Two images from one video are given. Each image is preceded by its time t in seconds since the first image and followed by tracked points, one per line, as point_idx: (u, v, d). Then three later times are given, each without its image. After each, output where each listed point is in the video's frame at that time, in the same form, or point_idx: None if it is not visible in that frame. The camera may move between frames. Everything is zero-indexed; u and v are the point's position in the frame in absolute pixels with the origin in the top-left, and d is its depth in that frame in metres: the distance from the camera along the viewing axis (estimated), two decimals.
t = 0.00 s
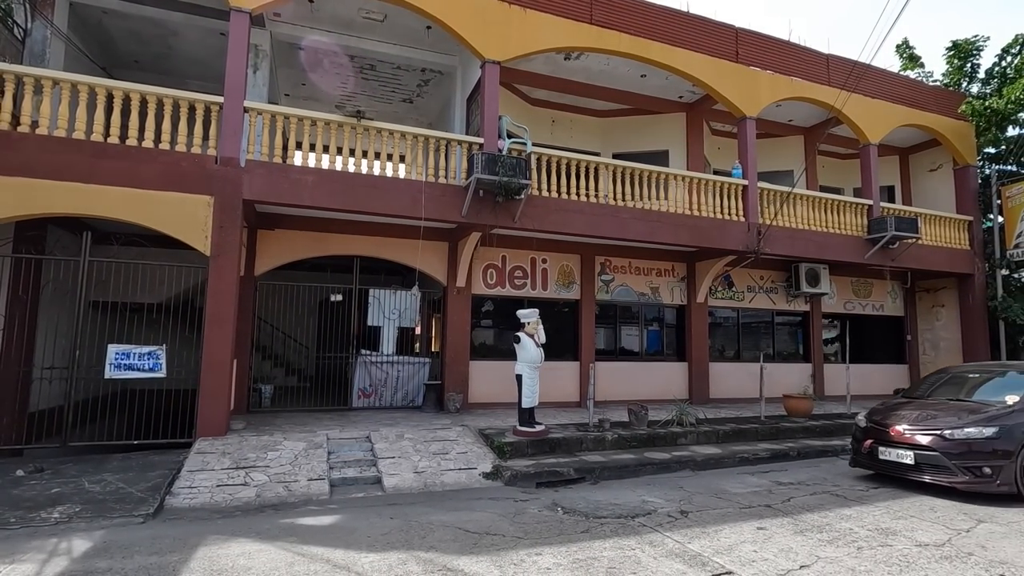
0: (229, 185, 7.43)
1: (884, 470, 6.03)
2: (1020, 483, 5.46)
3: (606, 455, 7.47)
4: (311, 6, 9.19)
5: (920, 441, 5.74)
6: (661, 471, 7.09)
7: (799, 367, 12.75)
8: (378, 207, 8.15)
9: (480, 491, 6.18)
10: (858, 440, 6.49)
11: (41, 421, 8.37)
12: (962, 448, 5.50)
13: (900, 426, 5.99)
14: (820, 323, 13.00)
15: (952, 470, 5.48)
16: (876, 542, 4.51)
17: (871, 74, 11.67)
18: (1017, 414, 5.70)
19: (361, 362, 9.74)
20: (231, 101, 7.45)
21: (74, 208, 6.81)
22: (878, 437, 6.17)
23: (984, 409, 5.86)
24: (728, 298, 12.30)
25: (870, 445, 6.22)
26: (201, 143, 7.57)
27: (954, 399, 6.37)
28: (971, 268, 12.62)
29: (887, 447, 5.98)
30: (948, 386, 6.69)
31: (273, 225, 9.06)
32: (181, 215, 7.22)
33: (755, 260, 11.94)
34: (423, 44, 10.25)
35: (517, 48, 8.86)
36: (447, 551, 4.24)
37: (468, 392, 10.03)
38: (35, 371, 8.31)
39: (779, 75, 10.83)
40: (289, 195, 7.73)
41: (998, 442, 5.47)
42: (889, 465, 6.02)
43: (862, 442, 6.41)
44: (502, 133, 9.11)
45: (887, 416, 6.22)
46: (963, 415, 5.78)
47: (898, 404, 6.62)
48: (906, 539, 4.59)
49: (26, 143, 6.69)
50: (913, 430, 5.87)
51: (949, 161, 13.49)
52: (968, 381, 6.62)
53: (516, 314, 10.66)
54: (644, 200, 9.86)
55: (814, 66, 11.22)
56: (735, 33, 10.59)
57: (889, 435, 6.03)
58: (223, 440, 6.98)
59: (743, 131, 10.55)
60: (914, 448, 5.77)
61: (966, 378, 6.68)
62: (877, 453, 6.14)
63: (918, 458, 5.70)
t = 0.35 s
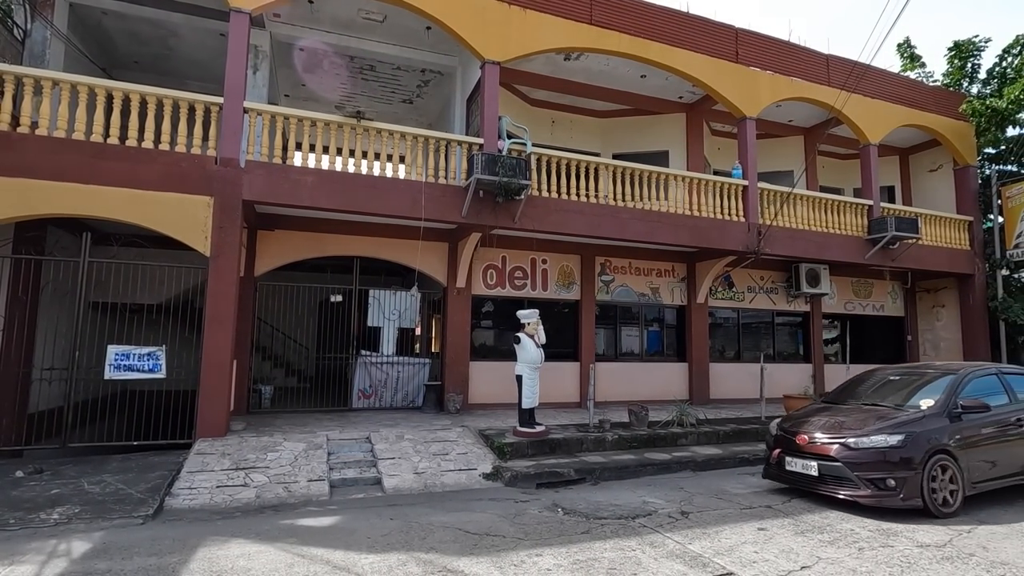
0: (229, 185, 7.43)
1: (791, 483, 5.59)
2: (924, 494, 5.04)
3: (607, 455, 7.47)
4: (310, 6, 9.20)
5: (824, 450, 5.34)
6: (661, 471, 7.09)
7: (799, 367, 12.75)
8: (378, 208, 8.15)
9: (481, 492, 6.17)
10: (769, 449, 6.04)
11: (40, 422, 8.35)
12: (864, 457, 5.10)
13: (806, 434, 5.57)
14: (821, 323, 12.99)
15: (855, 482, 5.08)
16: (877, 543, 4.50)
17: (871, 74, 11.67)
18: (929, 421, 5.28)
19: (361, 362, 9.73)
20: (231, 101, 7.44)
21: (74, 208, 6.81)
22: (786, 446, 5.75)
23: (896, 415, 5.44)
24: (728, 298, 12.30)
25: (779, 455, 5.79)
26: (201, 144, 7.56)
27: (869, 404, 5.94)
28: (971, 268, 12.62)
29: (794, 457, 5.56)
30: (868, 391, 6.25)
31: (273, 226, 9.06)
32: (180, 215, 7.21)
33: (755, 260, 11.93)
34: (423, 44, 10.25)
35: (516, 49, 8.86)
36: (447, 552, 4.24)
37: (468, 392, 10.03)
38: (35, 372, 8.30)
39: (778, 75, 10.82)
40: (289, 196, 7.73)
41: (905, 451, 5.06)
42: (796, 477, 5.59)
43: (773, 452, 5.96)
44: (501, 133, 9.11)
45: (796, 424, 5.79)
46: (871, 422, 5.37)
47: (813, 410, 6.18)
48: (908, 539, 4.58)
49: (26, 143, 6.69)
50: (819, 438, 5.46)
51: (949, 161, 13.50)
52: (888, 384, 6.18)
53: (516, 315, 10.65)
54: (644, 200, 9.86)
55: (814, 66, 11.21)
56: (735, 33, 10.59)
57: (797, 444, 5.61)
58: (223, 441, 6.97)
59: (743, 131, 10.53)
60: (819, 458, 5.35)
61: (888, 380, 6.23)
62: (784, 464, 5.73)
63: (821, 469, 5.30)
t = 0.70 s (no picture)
0: (229, 186, 7.42)
1: (687, 494, 5.15)
2: (820, 511, 4.59)
3: (607, 456, 7.46)
4: (310, 7, 9.21)
5: (718, 459, 4.89)
6: (662, 472, 7.08)
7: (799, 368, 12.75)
8: (379, 208, 8.15)
9: (481, 493, 6.17)
10: (670, 457, 5.59)
11: (40, 423, 8.33)
12: (755, 468, 4.66)
13: (703, 441, 5.12)
14: (821, 324, 12.99)
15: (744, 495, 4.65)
16: (877, 544, 4.50)
17: (871, 75, 11.67)
18: (829, 428, 4.85)
19: (361, 363, 9.71)
20: (230, 102, 7.44)
21: (75, 209, 6.81)
22: (684, 454, 5.31)
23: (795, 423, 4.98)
24: (728, 299, 12.30)
25: (677, 463, 5.35)
26: (201, 145, 7.56)
27: (776, 410, 5.50)
28: (971, 268, 12.62)
29: (689, 466, 5.12)
30: (783, 393, 5.81)
31: (273, 227, 9.05)
32: (180, 218, 7.21)
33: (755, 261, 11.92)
34: (423, 46, 10.27)
35: (516, 49, 8.86)
36: (448, 554, 4.23)
37: (468, 393, 10.02)
38: (35, 373, 8.28)
39: (778, 75, 10.82)
40: (289, 197, 7.73)
41: (799, 461, 4.62)
42: (692, 489, 5.15)
43: (673, 460, 5.51)
44: (501, 134, 9.12)
45: (697, 430, 5.35)
46: (769, 429, 4.93)
47: (721, 416, 5.73)
48: (908, 541, 4.58)
49: (26, 145, 6.68)
50: (715, 446, 5.01)
51: (949, 162, 13.51)
52: (803, 389, 5.72)
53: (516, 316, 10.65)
54: (644, 200, 9.86)
55: (813, 67, 11.21)
56: (735, 34, 10.60)
57: (693, 452, 5.17)
58: (223, 442, 6.97)
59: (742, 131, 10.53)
60: (712, 467, 4.92)
61: (803, 384, 5.79)
62: (683, 474, 5.28)
63: (714, 480, 4.86)
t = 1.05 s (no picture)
0: (227, 187, 7.41)
1: (566, 506, 4.81)
2: (691, 524, 4.22)
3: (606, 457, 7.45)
4: (309, 8, 9.22)
5: (592, 467, 4.57)
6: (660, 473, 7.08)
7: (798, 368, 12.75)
8: (378, 209, 8.15)
9: (480, 494, 6.16)
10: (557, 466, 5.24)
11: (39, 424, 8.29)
12: (630, 477, 4.29)
13: (582, 449, 4.80)
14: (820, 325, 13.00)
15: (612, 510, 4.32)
16: (875, 544, 4.51)
17: (869, 76, 11.68)
18: (711, 434, 4.47)
19: (360, 364, 9.65)
20: (229, 103, 7.42)
21: (73, 210, 6.80)
22: (566, 462, 4.97)
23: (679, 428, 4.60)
24: (727, 300, 12.30)
25: (561, 472, 5.01)
26: (200, 146, 7.55)
27: (669, 414, 5.12)
28: (970, 269, 12.62)
29: (568, 476, 4.78)
30: (682, 397, 5.42)
31: (271, 227, 9.05)
32: (179, 219, 7.21)
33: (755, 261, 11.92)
34: (421, 46, 10.27)
35: (515, 50, 8.87)
36: (447, 555, 4.22)
37: (467, 394, 10.01)
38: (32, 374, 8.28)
39: (776, 76, 10.83)
40: (288, 198, 7.72)
41: (673, 470, 4.24)
42: (571, 500, 4.81)
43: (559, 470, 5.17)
44: (501, 135, 9.12)
45: (580, 436, 4.98)
46: (650, 435, 4.57)
47: (615, 421, 5.34)
48: (906, 541, 4.59)
49: (24, 145, 6.67)
50: (593, 454, 4.68)
51: (947, 162, 13.53)
52: (704, 391, 5.35)
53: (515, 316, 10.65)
54: (643, 201, 9.87)
55: (812, 67, 11.22)
56: (733, 35, 10.61)
57: (574, 460, 4.84)
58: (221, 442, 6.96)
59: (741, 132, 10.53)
60: (587, 477, 4.59)
61: (703, 387, 5.39)
62: (564, 484, 4.94)
63: (587, 490, 4.54)
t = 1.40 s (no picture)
0: (230, 187, 7.43)
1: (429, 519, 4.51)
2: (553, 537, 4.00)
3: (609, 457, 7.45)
4: (312, 7, 9.25)
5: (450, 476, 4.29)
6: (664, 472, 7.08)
7: (801, 368, 12.74)
8: (382, 209, 8.16)
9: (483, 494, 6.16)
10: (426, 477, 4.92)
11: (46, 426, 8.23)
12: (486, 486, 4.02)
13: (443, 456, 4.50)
14: (823, 324, 12.97)
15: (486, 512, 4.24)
16: (880, 544, 4.49)
17: (873, 74, 11.64)
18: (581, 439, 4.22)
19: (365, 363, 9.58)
20: (232, 103, 7.44)
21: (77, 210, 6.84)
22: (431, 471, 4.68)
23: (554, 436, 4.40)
24: (730, 299, 12.28)
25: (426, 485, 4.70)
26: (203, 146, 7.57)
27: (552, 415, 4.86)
28: (974, 268, 12.58)
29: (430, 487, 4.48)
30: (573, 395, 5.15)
31: (275, 227, 9.09)
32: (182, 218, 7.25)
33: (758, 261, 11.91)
34: (424, 45, 10.28)
35: (518, 50, 8.87)
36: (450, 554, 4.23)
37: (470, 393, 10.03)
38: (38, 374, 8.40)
39: (780, 75, 10.80)
40: (291, 197, 7.74)
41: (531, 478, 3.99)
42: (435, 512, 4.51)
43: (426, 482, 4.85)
44: (504, 134, 9.12)
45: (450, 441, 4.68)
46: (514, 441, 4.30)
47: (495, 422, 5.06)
48: (911, 541, 4.57)
49: (29, 146, 6.71)
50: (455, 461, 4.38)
51: (952, 161, 13.48)
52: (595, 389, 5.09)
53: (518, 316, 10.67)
54: (646, 200, 9.86)
55: (815, 66, 11.19)
56: (736, 34, 10.58)
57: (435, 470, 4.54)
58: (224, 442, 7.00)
59: (745, 131, 10.50)
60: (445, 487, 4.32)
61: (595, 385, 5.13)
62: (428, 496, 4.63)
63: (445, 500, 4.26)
